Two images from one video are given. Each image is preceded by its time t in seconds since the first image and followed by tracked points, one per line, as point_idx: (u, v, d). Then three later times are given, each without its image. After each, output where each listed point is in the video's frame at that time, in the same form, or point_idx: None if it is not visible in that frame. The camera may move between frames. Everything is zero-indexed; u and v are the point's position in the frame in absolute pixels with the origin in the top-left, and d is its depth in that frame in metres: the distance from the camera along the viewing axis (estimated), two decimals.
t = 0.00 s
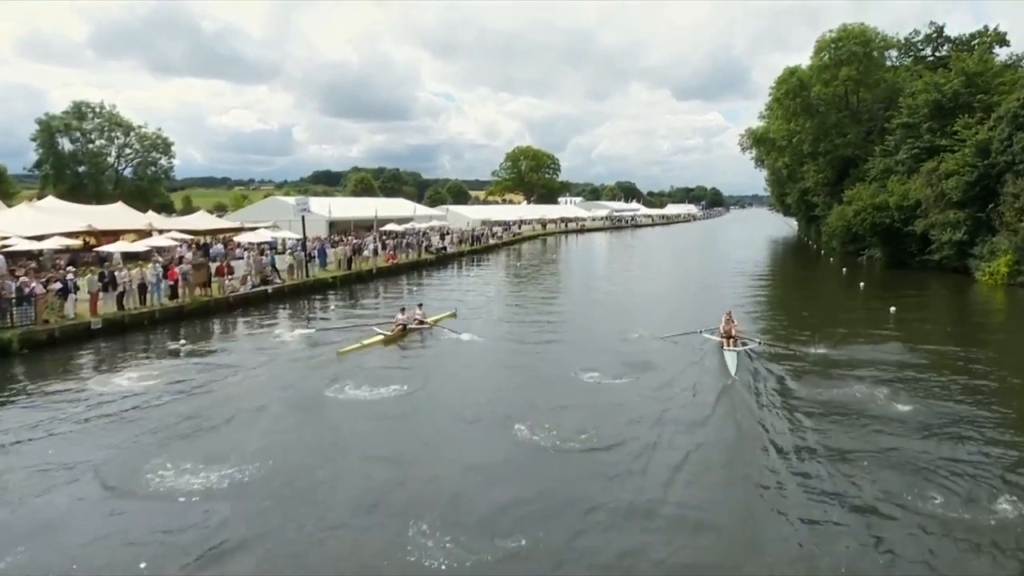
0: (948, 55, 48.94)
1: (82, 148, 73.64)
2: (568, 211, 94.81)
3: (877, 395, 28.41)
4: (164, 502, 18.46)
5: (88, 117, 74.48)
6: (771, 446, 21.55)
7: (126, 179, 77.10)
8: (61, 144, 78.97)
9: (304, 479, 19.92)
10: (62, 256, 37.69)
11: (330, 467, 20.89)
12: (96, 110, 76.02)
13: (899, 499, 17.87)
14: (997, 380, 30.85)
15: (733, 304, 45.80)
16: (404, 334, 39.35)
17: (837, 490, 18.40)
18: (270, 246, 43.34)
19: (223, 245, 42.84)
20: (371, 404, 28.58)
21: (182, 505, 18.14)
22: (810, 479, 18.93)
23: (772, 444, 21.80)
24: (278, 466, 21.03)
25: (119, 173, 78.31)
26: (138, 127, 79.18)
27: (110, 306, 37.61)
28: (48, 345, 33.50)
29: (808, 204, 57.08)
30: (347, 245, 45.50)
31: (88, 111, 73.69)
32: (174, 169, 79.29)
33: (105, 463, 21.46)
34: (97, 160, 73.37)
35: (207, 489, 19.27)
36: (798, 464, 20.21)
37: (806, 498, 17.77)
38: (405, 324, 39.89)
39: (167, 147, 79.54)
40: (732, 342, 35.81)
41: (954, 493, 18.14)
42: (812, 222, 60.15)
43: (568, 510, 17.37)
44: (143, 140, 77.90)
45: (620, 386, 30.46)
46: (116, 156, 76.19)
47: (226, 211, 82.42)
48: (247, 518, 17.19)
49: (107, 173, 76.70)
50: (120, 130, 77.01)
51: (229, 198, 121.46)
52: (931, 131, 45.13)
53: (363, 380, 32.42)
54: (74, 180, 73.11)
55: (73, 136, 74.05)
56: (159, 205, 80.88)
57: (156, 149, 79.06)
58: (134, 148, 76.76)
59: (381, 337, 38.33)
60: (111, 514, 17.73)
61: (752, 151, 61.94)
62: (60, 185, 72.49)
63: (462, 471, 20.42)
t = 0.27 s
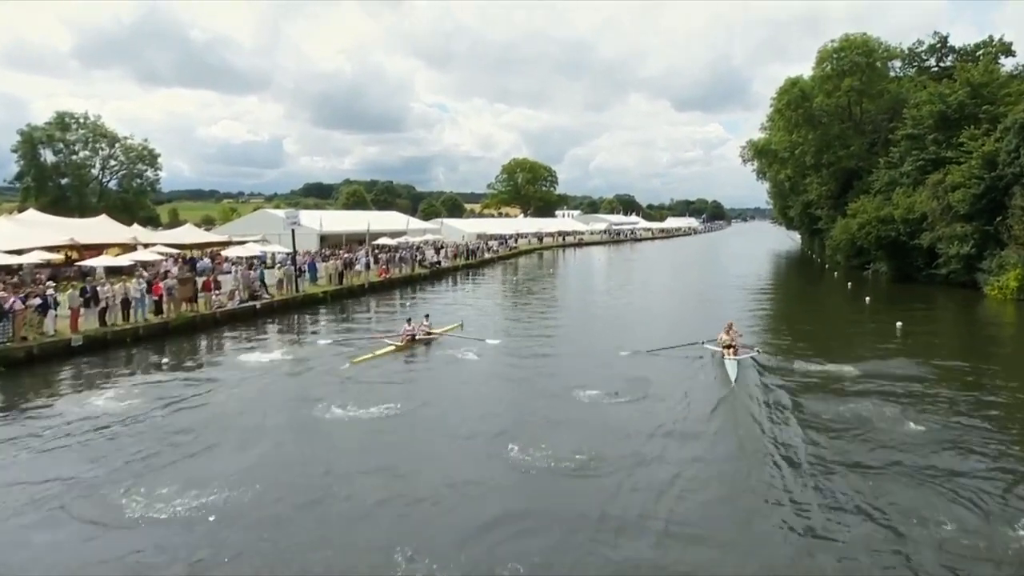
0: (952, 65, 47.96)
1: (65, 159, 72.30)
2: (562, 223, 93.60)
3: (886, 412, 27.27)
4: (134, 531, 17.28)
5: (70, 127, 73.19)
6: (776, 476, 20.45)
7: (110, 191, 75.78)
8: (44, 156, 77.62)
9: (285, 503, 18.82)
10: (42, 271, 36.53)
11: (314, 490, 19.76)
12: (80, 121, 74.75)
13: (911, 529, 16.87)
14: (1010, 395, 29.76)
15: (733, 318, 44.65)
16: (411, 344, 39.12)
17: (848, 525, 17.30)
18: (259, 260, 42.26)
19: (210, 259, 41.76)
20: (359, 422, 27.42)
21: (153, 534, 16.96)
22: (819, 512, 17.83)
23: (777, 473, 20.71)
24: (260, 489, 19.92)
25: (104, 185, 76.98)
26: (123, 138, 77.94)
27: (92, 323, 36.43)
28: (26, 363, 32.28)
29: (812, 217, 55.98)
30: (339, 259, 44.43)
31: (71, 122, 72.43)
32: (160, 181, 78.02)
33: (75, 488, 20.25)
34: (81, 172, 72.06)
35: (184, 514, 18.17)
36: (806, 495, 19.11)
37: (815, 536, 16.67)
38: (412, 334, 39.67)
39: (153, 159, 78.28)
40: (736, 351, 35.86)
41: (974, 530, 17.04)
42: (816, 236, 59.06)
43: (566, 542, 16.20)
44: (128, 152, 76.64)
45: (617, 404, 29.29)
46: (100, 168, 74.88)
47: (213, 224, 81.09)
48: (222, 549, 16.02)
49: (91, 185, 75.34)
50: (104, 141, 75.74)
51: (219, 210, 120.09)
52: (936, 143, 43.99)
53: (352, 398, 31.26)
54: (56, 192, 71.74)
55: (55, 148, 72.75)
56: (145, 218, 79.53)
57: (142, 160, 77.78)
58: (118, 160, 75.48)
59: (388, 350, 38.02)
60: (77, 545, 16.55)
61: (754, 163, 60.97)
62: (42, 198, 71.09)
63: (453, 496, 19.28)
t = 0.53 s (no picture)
0: (961, 76, 46.66)
1: (47, 171, 70.82)
2: (558, 237, 92.14)
3: (899, 432, 25.88)
4: (94, 560, 15.88)
5: (53, 138, 71.79)
6: (788, 496, 19.00)
7: (93, 204, 74.27)
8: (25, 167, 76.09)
9: (259, 526, 17.48)
10: (22, 285, 35.22)
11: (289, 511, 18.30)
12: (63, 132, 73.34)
13: (934, 555, 15.54)
14: None
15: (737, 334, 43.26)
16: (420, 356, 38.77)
17: (869, 548, 15.87)
18: (248, 274, 41.02)
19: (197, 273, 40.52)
20: (344, 442, 26.05)
21: (115, 564, 15.56)
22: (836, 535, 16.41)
23: (789, 493, 19.26)
24: (233, 512, 18.51)
25: (87, 197, 75.46)
26: (107, 149, 76.53)
27: (72, 339, 35.09)
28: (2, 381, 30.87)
29: (818, 231, 54.62)
30: (330, 273, 43.16)
31: (53, 132, 71.02)
32: (145, 194, 76.62)
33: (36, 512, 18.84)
34: (63, 184, 70.57)
35: (151, 540, 16.83)
36: (820, 514, 17.68)
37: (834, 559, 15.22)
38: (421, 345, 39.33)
39: (138, 171, 76.86)
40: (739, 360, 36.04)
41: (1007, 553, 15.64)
42: (822, 250, 57.69)
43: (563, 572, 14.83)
44: (112, 163, 75.22)
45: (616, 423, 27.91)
46: (82, 180, 73.40)
47: (200, 238, 79.50)
48: None
49: (73, 198, 73.83)
50: (88, 153, 74.31)
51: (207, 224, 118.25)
52: (945, 154, 42.47)
53: (339, 416, 29.92)
54: (37, 205, 70.18)
55: (37, 159, 71.28)
56: (129, 231, 77.94)
57: (127, 172, 76.34)
58: (102, 171, 74.05)
59: (401, 360, 37.80)
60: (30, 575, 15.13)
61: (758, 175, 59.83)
62: (22, 211, 69.49)
63: (442, 519, 17.87)
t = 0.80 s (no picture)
0: (972, 88, 45.23)
1: (27, 185, 69.02)
2: (555, 254, 90.27)
3: (916, 456, 24.38)
4: None
5: (32, 151, 70.05)
6: (800, 537, 17.53)
7: (74, 219, 72.43)
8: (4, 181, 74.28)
9: (231, 570, 16.11)
10: None
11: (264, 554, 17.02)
12: (44, 144, 71.60)
13: None
14: None
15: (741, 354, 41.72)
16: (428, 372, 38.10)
17: None
18: (234, 292, 39.78)
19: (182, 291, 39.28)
20: (327, 467, 24.61)
21: None
22: None
23: (800, 533, 17.78)
24: (202, 551, 17.19)
25: (67, 213, 73.67)
26: (90, 162, 74.73)
27: (50, 360, 33.61)
28: None
29: (827, 248, 53.08)
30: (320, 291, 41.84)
31: (34, 145, 69.31)
32: (129, 210, 74.92)
33: None
34: (42, 199, 68.73)
35: None
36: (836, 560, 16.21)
37: None
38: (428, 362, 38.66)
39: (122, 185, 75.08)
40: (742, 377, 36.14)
41: None
42: (830, 266, 56.16)
43: None
44: (95, 178, 73.46)
45: (614, 447, 26.41)
46: (63, 194, 71.59)
47: (185, 254, 77.74)
48: None
49: (53, 212, 71.96)
50: (69, 166, 72.54)
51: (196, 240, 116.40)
52: (957, 169, 40.95)
53: (324, 439, 28.48)
54: (16, 220, 68.31)
55: (16, 173, 69.46)
56: (112, 247, 76.19)
57: (110, 186, 74.49)
58: (84, 185, 72.27)
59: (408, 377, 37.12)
60: None
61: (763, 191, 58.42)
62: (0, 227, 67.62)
63: (426, 562, 16.43)
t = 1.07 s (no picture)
0: (984, 101, 43.78)
1: (5, 200, 66.78)
2: (553, 272, 88.36)
3: (935, 480, 22.90)
4: None
5: (10, 165, 68.06)
6: None
7: (53, 235, 70.27)
8: None
9: None
10: None
11: None
12: (23, 157, 69.53)
13: None
14: None
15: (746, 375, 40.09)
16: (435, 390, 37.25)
17: None
18: (220, 310, 38.49)
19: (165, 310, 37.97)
20: (306, 496, 23.12)
21: None
22: None
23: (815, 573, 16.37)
24: None
25: (46, 229, 71.61)
26: (72, 177, 72.50)
27: (26, 382, 32.06)
28: None
29: (835, 265, 51.53)
30: (310, 310, 40.51)
31: (12, 159, 67.38)
32: (112, 226, 72.94)
33: None
34: (21, 215, 66.46)
35: None
36: None
37: None
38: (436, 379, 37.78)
39: (104, 201, 72.87)
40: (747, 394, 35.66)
41: None
42: (839, 284, 54.58)
43: None
44: (76, 193, 71.38)
45: (613, 473, 24.88)
46: (42, 209, 69.48)
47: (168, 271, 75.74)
48: None
49: (32, 228, 69.83)
50: (50, 180, 70.33)
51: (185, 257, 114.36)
52: (970, 184, 39.38)
53: (308, 463, 27.03)
54: None
55: None
56: (93, 265, 73.86)
57: (92, 202, 72.28)
58: (65, 201, 70.08)
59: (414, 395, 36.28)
60: None
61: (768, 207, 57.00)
62: None
63: None
